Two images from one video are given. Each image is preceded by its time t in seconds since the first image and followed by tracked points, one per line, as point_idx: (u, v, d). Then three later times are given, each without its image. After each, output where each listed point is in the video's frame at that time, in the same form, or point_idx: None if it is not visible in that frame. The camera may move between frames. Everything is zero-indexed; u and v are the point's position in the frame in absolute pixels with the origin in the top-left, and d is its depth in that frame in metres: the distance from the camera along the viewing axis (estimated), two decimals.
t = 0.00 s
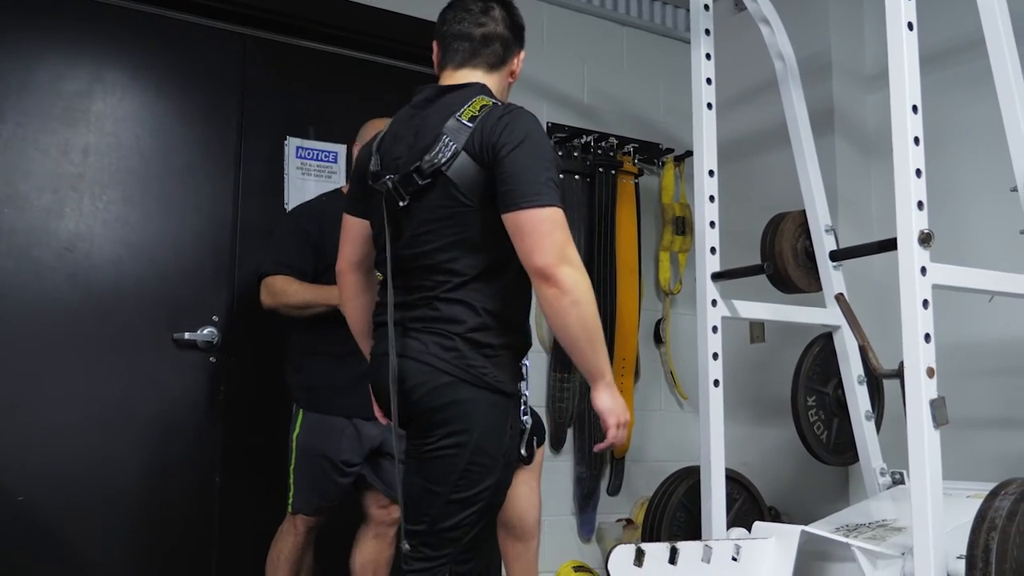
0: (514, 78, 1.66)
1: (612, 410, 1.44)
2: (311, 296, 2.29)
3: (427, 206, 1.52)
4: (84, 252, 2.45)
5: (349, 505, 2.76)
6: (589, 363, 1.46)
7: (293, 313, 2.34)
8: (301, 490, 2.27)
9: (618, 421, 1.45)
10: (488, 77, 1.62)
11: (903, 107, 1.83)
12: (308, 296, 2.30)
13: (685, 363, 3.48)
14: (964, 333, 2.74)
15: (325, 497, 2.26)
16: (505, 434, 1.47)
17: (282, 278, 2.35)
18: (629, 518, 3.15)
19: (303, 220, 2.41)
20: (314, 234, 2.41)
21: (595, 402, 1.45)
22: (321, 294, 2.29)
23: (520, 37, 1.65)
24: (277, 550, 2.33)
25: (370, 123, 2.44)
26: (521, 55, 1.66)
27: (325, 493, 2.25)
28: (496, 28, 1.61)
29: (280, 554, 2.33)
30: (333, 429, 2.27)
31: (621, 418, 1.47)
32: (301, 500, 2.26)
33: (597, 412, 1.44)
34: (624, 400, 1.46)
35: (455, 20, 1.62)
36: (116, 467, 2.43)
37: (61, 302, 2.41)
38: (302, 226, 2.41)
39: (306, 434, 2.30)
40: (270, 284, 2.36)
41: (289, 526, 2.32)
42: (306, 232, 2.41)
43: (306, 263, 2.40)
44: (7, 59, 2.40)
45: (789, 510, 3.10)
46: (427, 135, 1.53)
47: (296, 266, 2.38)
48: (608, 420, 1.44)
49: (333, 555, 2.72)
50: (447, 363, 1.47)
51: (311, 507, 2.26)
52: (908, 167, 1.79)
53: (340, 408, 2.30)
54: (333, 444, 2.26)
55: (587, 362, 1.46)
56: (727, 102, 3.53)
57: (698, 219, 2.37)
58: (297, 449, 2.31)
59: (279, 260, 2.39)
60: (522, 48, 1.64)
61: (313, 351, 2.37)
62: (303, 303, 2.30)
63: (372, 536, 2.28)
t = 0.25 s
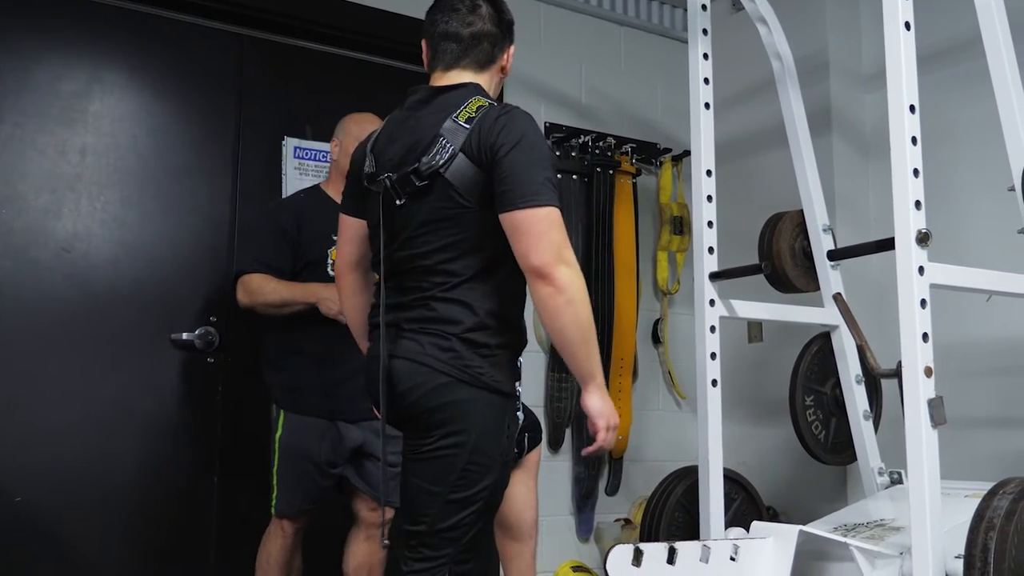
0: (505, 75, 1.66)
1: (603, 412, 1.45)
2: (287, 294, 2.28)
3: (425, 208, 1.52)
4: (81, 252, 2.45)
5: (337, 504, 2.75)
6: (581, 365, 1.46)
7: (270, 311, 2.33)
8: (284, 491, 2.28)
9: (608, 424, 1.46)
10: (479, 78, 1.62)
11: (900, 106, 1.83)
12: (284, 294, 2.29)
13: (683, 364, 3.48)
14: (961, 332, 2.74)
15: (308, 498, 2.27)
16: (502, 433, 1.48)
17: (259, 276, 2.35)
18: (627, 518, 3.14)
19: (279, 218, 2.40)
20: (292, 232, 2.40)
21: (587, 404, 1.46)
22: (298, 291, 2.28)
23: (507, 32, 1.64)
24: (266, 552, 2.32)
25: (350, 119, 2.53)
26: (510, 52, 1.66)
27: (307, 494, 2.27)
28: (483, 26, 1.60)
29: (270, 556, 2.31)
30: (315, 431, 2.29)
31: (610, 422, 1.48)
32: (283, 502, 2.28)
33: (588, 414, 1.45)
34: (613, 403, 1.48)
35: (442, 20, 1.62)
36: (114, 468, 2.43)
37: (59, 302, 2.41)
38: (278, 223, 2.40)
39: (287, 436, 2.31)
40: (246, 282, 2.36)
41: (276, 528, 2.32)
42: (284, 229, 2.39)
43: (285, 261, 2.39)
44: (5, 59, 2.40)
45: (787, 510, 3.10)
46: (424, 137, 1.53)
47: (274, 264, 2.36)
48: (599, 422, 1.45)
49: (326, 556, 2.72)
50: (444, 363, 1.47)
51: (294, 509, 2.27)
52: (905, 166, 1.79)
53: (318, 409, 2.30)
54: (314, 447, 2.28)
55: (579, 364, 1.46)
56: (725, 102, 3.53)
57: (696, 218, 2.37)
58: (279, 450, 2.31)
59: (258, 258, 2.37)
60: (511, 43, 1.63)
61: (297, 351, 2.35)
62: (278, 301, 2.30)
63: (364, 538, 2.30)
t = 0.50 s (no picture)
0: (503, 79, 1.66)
1: (585, 422, 1.42)
2: (269, 294, 2.25)
3: (418, 209, 1.53)
4: (79, 255, 2.45)
5: (322, 502, 2.74)
6: (566, 372, 1.43)
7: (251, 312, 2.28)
8: (265, 493, 2.25)
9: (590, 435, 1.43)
10: (477, 82, 1.62)
11: (897, 107, 1.83)
12: (266, 295, 2.26)
13: (681, 365, 3.48)
14: (958, 333, 2.74)
15: (288, 498, 2.26)
16: (494, 434, 1.48)
17: (241, 276, 2.30)
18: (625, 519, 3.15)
19: (260, 217, 2.37)
20: (271, 230, 2.37)
21: (569, 413, 1.42)
22: (282, 292, 2.26)
23: (506, 35, 1.65)
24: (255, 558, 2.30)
25: (330, 119, 2.59)
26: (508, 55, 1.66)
27: (287, 494, 2.26)
28: (482, 30, 1.60)
29: (260, 562, 2.29)
30: (297, 432, 2.27)
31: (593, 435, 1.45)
32: (264, 504, 2.25)
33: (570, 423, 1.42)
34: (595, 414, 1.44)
35: (440, 23, 1.62)
36: (111, 470, 2.43)
37: (56, 304, 2.41)
38: (261, 222, 2.37)
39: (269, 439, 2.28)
40: (227, 282, 2.31)
41: (265, 534, 2.30)
42: (266, 229, 2.36)
43: (266, 260, 2.36)
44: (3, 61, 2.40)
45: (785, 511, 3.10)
46: (419, 139, 1.54)
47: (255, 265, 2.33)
48: (580, 432, 1.41)
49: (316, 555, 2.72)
50: (434, 365, 1.47)
51: (275, 511, 2.25)
52: (903, 167, 1.79)
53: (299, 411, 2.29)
54: (297, 447, 2.27)
55: (563, 371, 1.43)
56: (723, 104, 3.54)
57: (694, 220, 2.37)
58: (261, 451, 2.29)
59: (238, 258, 2.33)
60: (509, 47, 1.64)
61: (279, 352, 2.33)
62: (260, 303, 2.26)
63: (355, 539, 2.34)
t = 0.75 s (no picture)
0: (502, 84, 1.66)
1: (582, 424, 1.42)
2: (263, 294, 2.26)
3: (411, 211, 1.53)
4: (79, 258, 2.45)
5: (318, 505, 2.74)
6: (561, 374, 1.43)
7: (245, 313, 2.28)
8: (258, 500, 2.25)
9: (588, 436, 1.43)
10: (474, 87, 1.62)
11: (897, 110, 1.83)
12: (260, 294, 2.26)
13: (681, 368, 3.48)
14: (959, 336, 2.74)
15: (280, 501, 2.25)
16: (488, 437, 1.47)
17: (234, 277, 2.30)
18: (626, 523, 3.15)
19: (252, 218, 2.38)
20: (265, 231, 2.37)
21: (565, 415, 1.42)
22: (276, 292, 2.26)
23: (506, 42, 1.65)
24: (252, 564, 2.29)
25: (321, 120, 2.52)
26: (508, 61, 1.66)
27: (280, 496, 2.26)
28: (480, 36, 1.60)
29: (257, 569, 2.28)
30: (291, 437, 2.28)
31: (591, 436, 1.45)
32: (258, 510, 2.24)
33: (567, 426, 1.42)
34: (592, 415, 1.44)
35: (439, 28, 1.62)
36: (111, 473, 2.43)
37: (56, 307, 2.41)
38: (252, 223, 2.37)
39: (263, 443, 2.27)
40: (220, 284, 2.31)
41: (262, 539, 2.28)
42: (258, 230, 2.37)
43: (259, 260, 2.36)
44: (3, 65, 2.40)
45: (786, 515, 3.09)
46: (413, 142, 1.55)
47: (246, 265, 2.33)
48: (576, 434, 1.41)
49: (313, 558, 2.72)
50: (426, 368, 1.47)
51: (268, 516, 2.24)
52: (903, 170, 1.79)
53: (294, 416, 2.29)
54: (291, 452, 2.27)
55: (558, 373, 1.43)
56: (723, 106, 3.54)
57: (694, 223, 2.37)
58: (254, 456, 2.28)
59: (230, 258, 2.33)
60: (508, 53, 1.63)
61: (274, 356, 2.33)
62: (254, 302, 2.26)
63: (351, 544, 2.23)
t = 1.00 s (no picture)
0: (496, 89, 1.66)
1: (578, 425, 1.42)
2: (264, 296, 2.26)
3: (405, 214, 1.53)
4: (80, 261, 2.45)
5: (320, 509, 2.74)
6: (556, 375, 1.42)
7: (246, 315, 2.28)
8: (260, 502, 2.25)
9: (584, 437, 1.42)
10: (469, 92, 1.62)
11: (898, 113, 1.83)
12: (260, 296, 2.26)
13: (682, 371, 3.47)
14: (960, 339, 2.73)
15: (281, 501, 2.25)
16: (487, 440, 1.47)
17: (235, 279, 2.30)
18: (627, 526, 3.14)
19: (252, 220, 2.38)
20: (265, 233, 2.37)
21: (560, 416, 1.42)
22: (277, 293, 2.26)
23: (500, 47, 1.65)
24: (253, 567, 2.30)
25: (323, 122, 2.52)
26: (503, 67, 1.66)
27: (281, 498, 2.25)
28: (474, 41, 1.61)
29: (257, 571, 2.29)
30: (293, 441, 2.27)
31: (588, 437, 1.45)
32: (259, 513, 2.25)
33: (563, 428, 1.42)
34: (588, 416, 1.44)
35: (433, 33, 1.63)
36: (112, 476, 2.42)
37: (57, 310, 2.41)
38: (253, 225, 2.37)
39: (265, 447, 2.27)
40: (221, 286, 2.31)
41: (264, 542, 2.29)
42: (258, 232, 2.37)
43: (259, 262, 2.36)
44: (4, 68, 2.40)
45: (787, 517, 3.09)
46: (407, 146, 1.55)
47: (247, 267, 2.33)
48: (572, 435, 1.41)
49: (314, 561, 2.72)
50: (423, 372, 1.47)
51: (269, 518, 2.24)
52: (904, 172, 1.79)
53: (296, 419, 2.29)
54: (293, 455, 2.27)
55: (553, 374, 1.43)
56: (724, 109, 3.54)
57: (694, 226, 2.37)
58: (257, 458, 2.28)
59: (231, 261, 2.33)
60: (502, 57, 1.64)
61: (274, 358, 2.33)
62: (255, 304, 2.26)
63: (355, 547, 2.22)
